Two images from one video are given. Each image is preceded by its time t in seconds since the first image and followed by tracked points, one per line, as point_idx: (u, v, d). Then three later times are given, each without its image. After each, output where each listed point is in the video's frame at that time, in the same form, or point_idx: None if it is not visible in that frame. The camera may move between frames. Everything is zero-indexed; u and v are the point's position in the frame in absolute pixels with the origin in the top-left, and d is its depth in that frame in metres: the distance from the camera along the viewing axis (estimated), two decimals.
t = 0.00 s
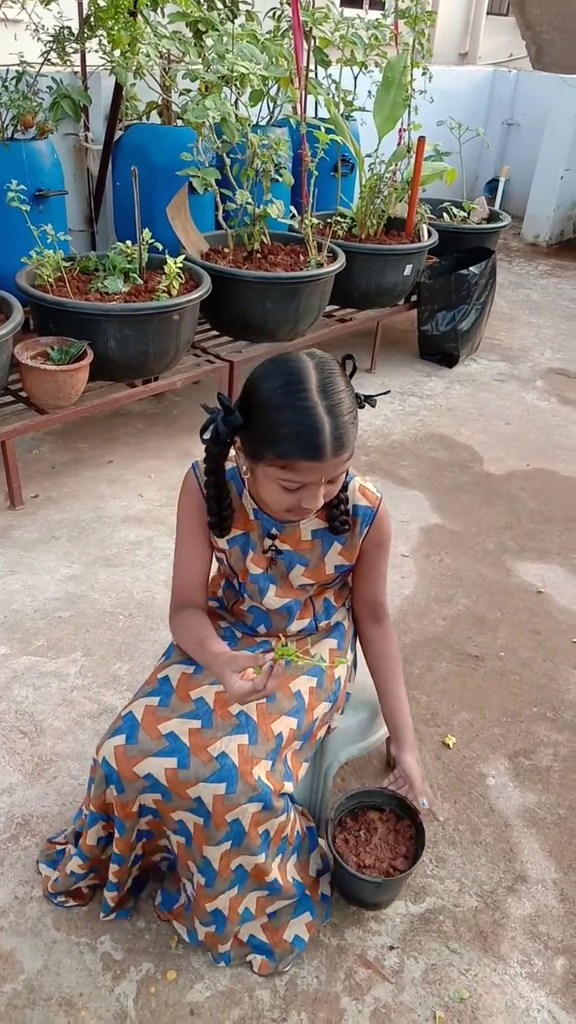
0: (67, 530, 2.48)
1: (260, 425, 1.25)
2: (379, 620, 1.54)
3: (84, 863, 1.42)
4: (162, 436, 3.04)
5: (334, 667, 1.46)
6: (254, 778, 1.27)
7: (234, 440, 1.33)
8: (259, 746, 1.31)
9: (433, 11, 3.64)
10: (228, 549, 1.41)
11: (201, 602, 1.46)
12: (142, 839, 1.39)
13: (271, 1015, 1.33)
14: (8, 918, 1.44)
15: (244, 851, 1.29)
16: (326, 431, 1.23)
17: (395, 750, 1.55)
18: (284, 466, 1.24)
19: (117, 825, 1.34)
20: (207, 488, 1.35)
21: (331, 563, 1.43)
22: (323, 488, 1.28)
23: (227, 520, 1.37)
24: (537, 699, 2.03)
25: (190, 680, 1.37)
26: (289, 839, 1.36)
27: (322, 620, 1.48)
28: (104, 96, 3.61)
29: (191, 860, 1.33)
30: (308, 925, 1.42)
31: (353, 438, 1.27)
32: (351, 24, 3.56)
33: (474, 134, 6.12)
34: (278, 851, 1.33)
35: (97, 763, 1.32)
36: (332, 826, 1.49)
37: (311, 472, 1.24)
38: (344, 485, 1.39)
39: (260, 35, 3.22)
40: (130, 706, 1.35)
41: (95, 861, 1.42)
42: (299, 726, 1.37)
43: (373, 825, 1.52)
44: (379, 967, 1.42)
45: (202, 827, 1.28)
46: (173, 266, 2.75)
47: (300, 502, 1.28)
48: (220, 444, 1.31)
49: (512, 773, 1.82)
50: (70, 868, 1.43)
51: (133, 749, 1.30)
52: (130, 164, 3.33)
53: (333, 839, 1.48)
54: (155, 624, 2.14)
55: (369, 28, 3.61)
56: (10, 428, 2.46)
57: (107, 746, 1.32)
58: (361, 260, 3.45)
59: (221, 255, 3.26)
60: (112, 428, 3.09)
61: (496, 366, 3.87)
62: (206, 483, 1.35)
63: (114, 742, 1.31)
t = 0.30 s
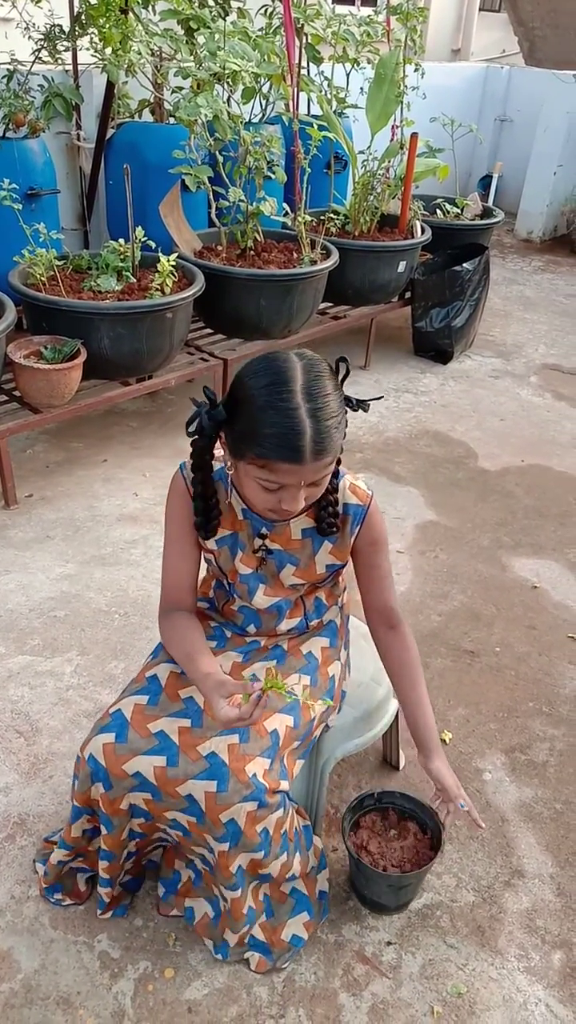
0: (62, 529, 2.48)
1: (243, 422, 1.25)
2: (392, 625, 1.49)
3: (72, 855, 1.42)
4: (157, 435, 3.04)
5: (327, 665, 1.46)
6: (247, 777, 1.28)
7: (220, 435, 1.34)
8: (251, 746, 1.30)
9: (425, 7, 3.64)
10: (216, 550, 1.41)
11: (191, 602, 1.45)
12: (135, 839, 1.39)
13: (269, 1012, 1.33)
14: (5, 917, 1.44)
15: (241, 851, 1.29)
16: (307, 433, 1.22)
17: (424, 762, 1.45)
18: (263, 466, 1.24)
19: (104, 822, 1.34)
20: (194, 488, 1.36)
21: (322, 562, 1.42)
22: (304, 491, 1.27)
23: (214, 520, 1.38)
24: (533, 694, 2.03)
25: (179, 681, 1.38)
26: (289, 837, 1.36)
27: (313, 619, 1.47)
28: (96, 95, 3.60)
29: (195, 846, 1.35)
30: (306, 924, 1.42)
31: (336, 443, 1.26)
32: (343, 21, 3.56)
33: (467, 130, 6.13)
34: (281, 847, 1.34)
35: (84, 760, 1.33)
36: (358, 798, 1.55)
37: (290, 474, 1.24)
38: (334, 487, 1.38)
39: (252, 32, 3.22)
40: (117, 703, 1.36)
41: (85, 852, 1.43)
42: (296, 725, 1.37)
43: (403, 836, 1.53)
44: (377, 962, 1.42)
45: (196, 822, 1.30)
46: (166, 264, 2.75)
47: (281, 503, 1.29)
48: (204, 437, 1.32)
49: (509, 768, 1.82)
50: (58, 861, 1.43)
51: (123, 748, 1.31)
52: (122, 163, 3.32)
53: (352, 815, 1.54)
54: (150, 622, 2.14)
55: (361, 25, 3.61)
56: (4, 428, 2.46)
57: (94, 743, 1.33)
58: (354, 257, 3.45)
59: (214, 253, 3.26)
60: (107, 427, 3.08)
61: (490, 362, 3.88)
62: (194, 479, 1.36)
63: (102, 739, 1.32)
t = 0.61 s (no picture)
0: (56, 530, 2.48)
1: (217, 388, 1.28)
2: (375, 616, 1.49)
3: (69, 856, 1.42)
4: (151, 435, 3.04)
5: (320, 666, 1.46)
6: (238, 776, 1.28)
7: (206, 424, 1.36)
8: (242, 746, 1.31)
9: (417, 7, 3.64)
10: (208, 546, 1.41)
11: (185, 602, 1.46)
12: (130, 842, 1.38)
13: (265, 1013, 1.33)
14: None
15: (234, 853, 1.28)
16: (276, 385, 1.24)
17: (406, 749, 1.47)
18: (236, 425, 1.25)
19: (100, 825, 1.34)
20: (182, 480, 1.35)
21: (314, 559, 1.42)
22: (283, 454, 1.26)
23: (203, 514, 1.37)
24: (527, 693, 2.03)
25: (173, 680, 1.39)
26: (282, 837, 1.36)
27: (305, 619, 1.47)
28: (88, 95, 3.59)
29: (188, 850, 1.33)
30: (302, 925, 1.41)
31: (310, 404, 1.27)
32: (335, 21, 3.56)
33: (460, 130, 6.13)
34: (274, 848, 1.34)
35: (81, 762, 1.33)
36: (355, 797, 1.55)
37: (262, 430, 1.24)
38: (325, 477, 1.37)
39: (244, 32, 3.22)
40: (113, 706, 1.36)
41: (81, 855, 1.43)
42: (288, 725, 1.37)
43: (400, 833, 1.53)
44: (372, 962, 1.42)
45: (188, 824, 1.29)
46: (158, 264, 2.74)
47: (262, 472, 1.26)
48: (191, 421, 1.32)
49: (504, 767, 1.82)
50: (56, 863, 1.43)
51: (118, 749, 1.31)
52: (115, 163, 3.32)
53: (348, 813, 1.54)
54: (145, 623, 2.14)
55: (353, 25, 3.61)
56: None
57: (91, 745, 1.33)
58: (347, 257, 3.46)
59: (207, 253, 3.26)
60: (100, 427, 3.08)
61: (483, 361, 3.88)
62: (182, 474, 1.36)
63: (99, 741, 1.32)
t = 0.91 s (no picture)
0: (58, 527, 2.48)
1: (209, 359, 1.32)
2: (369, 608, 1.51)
3: (77, 853, 1.43)
4: (153, 432, 3.04)
5: (322, 655, 1.46)
6: (236, 762, 1.29)
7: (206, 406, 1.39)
8: (241, 731, 1.31)
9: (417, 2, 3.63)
10: (213, 537, 1.42)
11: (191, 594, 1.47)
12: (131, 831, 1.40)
13: (269, 1007, 1.34)
14: (5, 914, 1.44)
15: (231, 840, 1.29)
16: (264, 347, 1.27)
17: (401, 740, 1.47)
18: (228, 389, 1.28)
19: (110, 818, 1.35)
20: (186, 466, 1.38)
21: (317, 548, 1.43)
22: (274, 416, 1.28)
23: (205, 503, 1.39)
24: (529, 688, 2.03)
25: (183, 672, 1.40)
26: (282, 827, 1.36)
27: (308, 609, 1.48)
28: (89, 92, 3.59)
29: (189, 841, 1.36)
30: (305, 919, 1.42)
31: (301, 368, 1.29)
32: (335, 16, 3.55)
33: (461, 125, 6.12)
34: (273, 839, 1.34)
35: (94, 755, 1.34)
36: (357, 791, 1.56)
37: (251, 389, 1.27)
38: (325, 460, 1.38)
39: (244, 28, 3.21)
40: (125, 699, 1.37)
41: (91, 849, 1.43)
42: (287, 712, 1.37)
43: (402, 828, 1.54)
44: (375, 956, 1.42)
45: (188, 811, 1.31)
46: (160, 260, 2.74)
47: (255, 436, 1.28)
48: (189, 405, 1.36)
49: (506, 762, 1.82)
50: (64, 859, 1.43)
51: (129, 742, 1.32)
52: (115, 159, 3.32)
53: (351, 807, 1.55)
54: (148, 619, 2.14)
55: (353, 20, 3.60)
56: None
57: (104, 738, 1.34)
58: (348, 252, 3.45)
59: (208, 249, 3.26)
60: (102, 424, 3.08)
61: (485, 357, 3.88)
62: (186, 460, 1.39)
63: (111, 734, 1.33)
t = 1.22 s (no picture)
0: (73, 532, 2.49)
1: (207, 360, 1.35)
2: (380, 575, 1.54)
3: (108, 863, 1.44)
4: (166, 436, 3.05)
5: (343, 647, 1.47)
6: (278, 754, 1.30)
7: (209, 414, 1.42)
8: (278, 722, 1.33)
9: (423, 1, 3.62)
10: (231, 536, 1.42)
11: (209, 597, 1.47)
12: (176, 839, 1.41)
13: (287, 1007, 1.34)
14: (24, 917, 1.45)
15: (268, 831, 1.30)
16: (259, 337, 1.32)
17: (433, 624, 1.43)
18: (228, 383, 1.31)
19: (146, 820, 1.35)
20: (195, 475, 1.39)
21: (337, 533, 1.44)
22: (276, 402, 1.30)
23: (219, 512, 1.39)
24: (547, 685, 2.02)
25: (204, 673, 1.41)
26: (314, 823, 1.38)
27: (327, 603, 1.49)
28: (98, 100, 3.62)
29: (236, 829, 1.37)
30: (325, 920, 1.42)
31: (297, 356, 1.33)
32: (341, 17, 3.55)
33: (470, 123, 6.11)
34: (307, 833, 1.35)
35: (119, 761, 1.34)
36: (373, 791, 1.55)
37: (251, 377, 1.30)
38: (333, 456, 1.41)
39: (251, 31, 3.22)
40: (147, 704, 1.38)
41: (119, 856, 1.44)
42: (317, 703, 1.39)
43: (418, 826, 1.53)
44: (394, 956, 1.42)
45: (234, 803, 1.32)
46: (170, 265, 2.76)
47: (260, 425, 1.30)
48: (193, 412, 1.38)
49: (524, 760, 1.81)
50: (92, 868, 1.45)
51: (155, 744, 1.32)
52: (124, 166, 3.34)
53: (367, 806, 1.55)
54: (163, 622, 2.15)
55: (359, 21, 3.60)
56: (14, 432, 2.48)
57: (128, 745, 1.33)
58: (358, 253, 3.45)
59: (218, 253, 3.27)
60: (116, 429, 3.10)
61: (498, 354, 3.86)
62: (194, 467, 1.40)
63: (135, 739, 1.33)
